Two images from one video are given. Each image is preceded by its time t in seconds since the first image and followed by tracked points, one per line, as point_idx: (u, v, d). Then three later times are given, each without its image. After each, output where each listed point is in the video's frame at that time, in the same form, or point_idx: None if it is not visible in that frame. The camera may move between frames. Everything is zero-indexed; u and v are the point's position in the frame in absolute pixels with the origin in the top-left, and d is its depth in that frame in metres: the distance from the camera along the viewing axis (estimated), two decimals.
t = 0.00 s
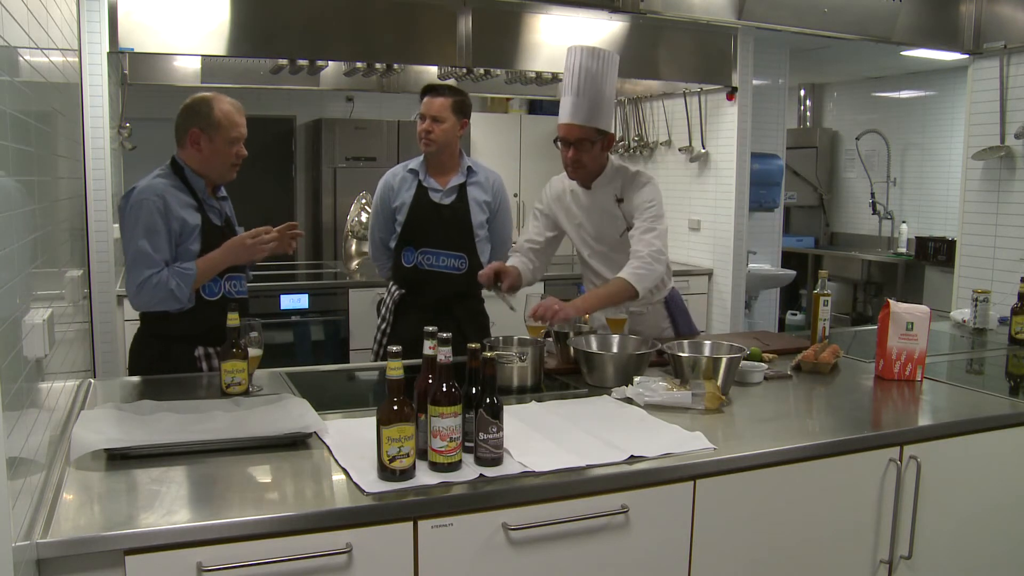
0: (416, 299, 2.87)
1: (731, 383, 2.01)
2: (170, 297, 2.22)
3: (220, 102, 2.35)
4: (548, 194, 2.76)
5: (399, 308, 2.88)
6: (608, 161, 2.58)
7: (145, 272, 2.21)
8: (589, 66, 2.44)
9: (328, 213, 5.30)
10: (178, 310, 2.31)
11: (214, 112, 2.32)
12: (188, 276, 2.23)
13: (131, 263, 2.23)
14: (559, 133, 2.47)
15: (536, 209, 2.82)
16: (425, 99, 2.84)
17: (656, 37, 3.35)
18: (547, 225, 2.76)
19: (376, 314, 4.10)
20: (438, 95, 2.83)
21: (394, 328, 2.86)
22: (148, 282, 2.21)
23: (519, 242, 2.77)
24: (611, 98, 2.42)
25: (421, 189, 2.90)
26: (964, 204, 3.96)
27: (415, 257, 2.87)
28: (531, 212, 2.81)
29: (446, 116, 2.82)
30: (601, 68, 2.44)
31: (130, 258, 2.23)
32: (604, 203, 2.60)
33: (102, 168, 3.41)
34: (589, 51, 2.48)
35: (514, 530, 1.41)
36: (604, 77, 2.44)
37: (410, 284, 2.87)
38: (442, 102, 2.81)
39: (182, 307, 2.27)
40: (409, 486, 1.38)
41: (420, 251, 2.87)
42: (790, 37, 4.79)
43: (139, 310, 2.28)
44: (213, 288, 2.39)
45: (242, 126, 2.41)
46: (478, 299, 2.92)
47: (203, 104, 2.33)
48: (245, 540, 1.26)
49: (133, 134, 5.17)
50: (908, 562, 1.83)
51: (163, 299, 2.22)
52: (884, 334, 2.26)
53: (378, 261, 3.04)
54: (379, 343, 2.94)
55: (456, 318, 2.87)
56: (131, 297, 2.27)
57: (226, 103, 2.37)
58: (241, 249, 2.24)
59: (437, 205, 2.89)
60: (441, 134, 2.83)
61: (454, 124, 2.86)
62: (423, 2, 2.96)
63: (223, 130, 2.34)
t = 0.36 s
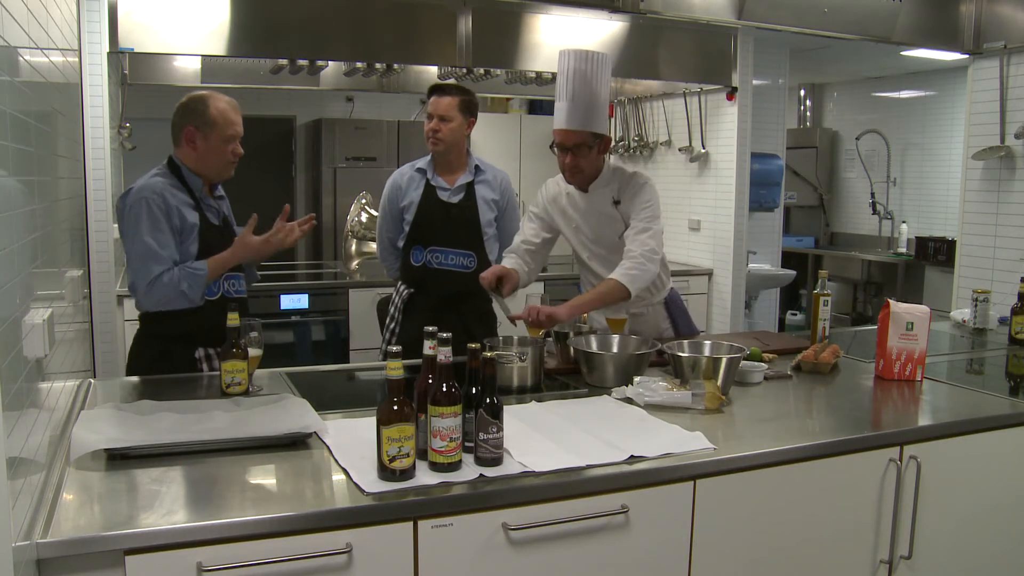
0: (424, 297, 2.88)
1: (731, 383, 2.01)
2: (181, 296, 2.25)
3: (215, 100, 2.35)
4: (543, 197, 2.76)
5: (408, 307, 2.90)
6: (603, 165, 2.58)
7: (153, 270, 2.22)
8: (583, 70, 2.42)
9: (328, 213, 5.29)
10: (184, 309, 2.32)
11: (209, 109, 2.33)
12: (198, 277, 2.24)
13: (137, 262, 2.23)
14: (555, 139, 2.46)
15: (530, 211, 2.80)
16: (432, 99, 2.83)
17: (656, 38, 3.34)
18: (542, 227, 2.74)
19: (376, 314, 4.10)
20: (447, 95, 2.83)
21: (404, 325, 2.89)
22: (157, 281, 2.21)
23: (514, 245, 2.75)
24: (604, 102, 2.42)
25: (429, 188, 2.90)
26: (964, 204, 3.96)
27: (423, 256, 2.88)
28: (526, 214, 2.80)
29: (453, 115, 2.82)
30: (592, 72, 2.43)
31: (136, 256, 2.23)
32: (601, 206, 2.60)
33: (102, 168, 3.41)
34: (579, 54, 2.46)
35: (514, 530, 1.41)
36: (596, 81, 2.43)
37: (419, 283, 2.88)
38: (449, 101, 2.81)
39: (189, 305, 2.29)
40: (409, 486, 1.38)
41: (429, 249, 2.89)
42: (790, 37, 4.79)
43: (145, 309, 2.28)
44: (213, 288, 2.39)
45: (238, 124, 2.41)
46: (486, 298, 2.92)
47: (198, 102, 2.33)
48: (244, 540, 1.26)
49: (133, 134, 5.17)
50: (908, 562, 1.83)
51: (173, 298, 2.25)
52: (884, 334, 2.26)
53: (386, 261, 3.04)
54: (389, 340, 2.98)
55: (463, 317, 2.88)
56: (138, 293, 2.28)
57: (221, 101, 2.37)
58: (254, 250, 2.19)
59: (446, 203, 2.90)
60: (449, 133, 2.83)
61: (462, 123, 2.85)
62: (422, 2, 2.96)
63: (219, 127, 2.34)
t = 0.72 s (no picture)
0: (428, 296, 2.88)
1: (731, 383, 2.01)
2: (172, 307, 2.24)
3: (210, 99, 2.34)
4: (542, 198, 2.75)
5: (412, 308, 2.91)
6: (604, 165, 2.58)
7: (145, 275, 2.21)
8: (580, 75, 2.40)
9: (328, 213, 5.29)
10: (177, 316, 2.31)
11: (204, 108, 2.31)
12: (192, 292, 2.23)
13: (131, 265, 2.23)
14: (553, 144, 2.45)
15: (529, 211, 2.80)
16: (436, 99, 2.83)
17: (656, 37, 3.34)
18: (541, 228, 2.74)
19: (376, 314, 4.10)
20: (450, 95, 2.83)
21: (407, 326, 2.89)
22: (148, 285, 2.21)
23: (512, 246, 2.74)
24: (602, 105, 2.40)
25: (433, 188, 2.90)
26: (964, 204, 3.96)
27: (427, 255, 2.89)
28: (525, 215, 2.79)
29: (458, 115, 2.82)
30: (589, 76, 2.41)
31: (130, 260, 2.24)
32: (600, 207, 2.60)
33: (102, 168, 3.41)
34: (575, 57, 2.43)
35: (514, 530, 1.41)
36: (593, 84, 2.41)
37: (423, 283, 2.88)
38: (453, 101, 2.81)
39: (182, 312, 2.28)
40: (409, 485, 1.38)
41: (433, 249, 2.89)
42: (789, 37, 4.79)
43: (138, 311, 2.28)
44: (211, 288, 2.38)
45: (234, 122, 2.40)
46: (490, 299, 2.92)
47: (193, 102, 2.32)
48: (244, 540, 1.26)
49: (133, 134, 5.17)
50: (908, 562, 1.82)
51: (164, 307, 2.24)
52: (884, 333, 2.26)
53: (390, 262, 3.05)
54: (393, 342, 2.98)
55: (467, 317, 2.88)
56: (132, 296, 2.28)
57: (217, 99, 2.35)
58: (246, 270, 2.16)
59: (450, 203, 2.89)
60: (454, 134, 2.83)
61: (466, 124, 2.85)
62: (422, 2, 2.96)
63: (214, 125, 2.32)
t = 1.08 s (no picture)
0: (428, 296, 2.88)
1: (731, 383, 2.01)
2: (174, 304, 2.25)
3: (209, 99, 2.33)
4: (541, 199, 2.76)
5: (412, 308, 2.91)
6: (602, 166, 2.58)
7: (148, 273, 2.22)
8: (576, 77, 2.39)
9: (328, 213, 5.29)
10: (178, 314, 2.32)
11: (203, 108, 2.31)
12: (195, 289, 2.24)
13: (133, 263, 2.23)
14: (551, 146, 2.46)
15: (529, 212, 2.80)
16: (437, 99, 2.82)
17: (657, 37, 3.33)
18: (541, 230, 2.75)
19: (376, 314, 4.10)
20: (451, 95, 2.83)
21: (407, 325, 2.89)
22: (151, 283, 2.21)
23: (511, 248, 2.75)
24: (599, 106, 2.37)
25: (434, 188, 2.90)
26: (964, 204, 3.96)
27: (428, 255, 2.89)
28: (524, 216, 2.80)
29: (460, 115, 2.82)
30: (586, 78, 2.40)
31: (131, 258, 2.23)
32: (598, 208, 2.60)
33: (103, 168, 3.41)
34: (571, 60, 2.41)
35: (514, 530, 1.41)
36: (590, 85, 2.39)
37: (423, 283, 2.88)
38: (455, 101, 2.81)
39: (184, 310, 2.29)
40: (409, 485, 1.38)
41: (434, 248, 2.89)
42: (789, 37, 4.79)
43: (139, 309, 2.28)
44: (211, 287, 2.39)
45: (233, 122, 2.40)
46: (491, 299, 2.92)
47: (192, 102, 2.32)
48: (244, 540, 1.26)
49: (133, 134, 5.17)
50: (908, 562, 1.82)
51: (166, 305, 2.25)
52: (884, 334, 2.26)
53: (391, 261, 3.05)
54: (393, 342, 2.98)
55: (468, 317, 2.88)
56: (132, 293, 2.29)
57: (216, 99, 2.35)
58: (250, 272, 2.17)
59: (451, 203, 2.90)
60: (454, 134, 2.83)
61: (468, 124, 2.85)
62: (422, 2, 2.96)
63: (213, 124, 2.32)
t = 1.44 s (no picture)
0: (428, 296, 2.88)
1: (731, 383, 2.01)
2: (175, 297, 2.24)
3: (206, 98, 2.33)
4: (538, 201, 2.75)
5: (412, 308, 2.91)
6: (600, 167, 2.57)
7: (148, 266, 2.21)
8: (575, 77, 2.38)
9: (328, 213, 5.29)
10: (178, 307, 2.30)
11: (201, 108, 2.31)
12: (194, 279, 2.22)
13: (133, 258, 2.23)
14: (548, 146, 2.47)
15: (527, 213, 2.80)
16: (437, 99, 2.82)
17: (657, 37, 3.32)
18: (538, 232, 2.74)
19: (375, 314, 4.10)
20: (451, 94, 2.83)
21: (407, 325, 2.89)
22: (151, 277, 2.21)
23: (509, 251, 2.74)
24: (596, 106, 2.36)
25: (434, 188, 2.90)
26: (964, 204, 3.96)
27: (427, 255, 2.89)
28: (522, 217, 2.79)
29: (460, 116, 2.82)
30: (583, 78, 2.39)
31: (131, 255, 2.23)
32: (597, 209, 2.60)
33: (103, 168, 3.42)
34: (569, 60, 2.40)
35: (514, 530, 1.41)
36: (586, 85, 2.39)
37: (423, 283, 2.89)
38: (455, 101, 2.81)
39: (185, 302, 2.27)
40: (408, 485, 1.38)
41: (433, 248, 2.89)
42: (789, 36, 4.79)
43: (141, 305, 2.27)
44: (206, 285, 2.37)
45: (230, 121, 2.40)
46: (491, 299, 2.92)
47: (188, 102, 2.31)
48: (244, 540, 1.26)
49: (133, 134, 5.16)
50: (908, 562, 1.82)
51: (167, 298, 2.24)
52: (884, 334, 2.26)
53: (391, 261, 3.05)
54: (393, 342, 2.99)
55: (467, 317, 2.88)
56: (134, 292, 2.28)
57: (212, 98, 2.35)
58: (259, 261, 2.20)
59: (451, 203, 2.90)
60: (454, 133, 2.83)
61: (467, 124, 2.85)
62: (422, 2, 2.96)
63: (211, 124, 2.32)
